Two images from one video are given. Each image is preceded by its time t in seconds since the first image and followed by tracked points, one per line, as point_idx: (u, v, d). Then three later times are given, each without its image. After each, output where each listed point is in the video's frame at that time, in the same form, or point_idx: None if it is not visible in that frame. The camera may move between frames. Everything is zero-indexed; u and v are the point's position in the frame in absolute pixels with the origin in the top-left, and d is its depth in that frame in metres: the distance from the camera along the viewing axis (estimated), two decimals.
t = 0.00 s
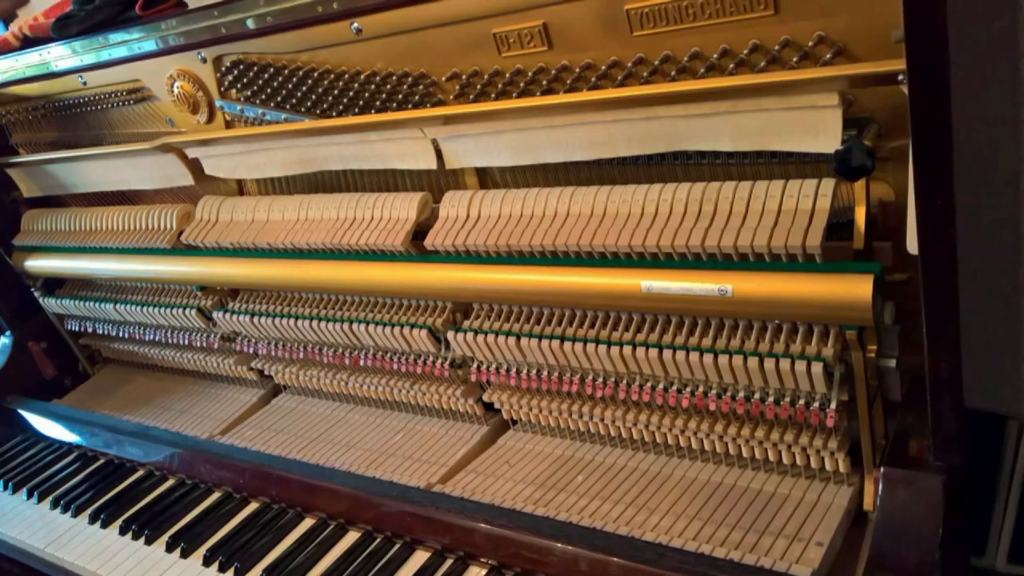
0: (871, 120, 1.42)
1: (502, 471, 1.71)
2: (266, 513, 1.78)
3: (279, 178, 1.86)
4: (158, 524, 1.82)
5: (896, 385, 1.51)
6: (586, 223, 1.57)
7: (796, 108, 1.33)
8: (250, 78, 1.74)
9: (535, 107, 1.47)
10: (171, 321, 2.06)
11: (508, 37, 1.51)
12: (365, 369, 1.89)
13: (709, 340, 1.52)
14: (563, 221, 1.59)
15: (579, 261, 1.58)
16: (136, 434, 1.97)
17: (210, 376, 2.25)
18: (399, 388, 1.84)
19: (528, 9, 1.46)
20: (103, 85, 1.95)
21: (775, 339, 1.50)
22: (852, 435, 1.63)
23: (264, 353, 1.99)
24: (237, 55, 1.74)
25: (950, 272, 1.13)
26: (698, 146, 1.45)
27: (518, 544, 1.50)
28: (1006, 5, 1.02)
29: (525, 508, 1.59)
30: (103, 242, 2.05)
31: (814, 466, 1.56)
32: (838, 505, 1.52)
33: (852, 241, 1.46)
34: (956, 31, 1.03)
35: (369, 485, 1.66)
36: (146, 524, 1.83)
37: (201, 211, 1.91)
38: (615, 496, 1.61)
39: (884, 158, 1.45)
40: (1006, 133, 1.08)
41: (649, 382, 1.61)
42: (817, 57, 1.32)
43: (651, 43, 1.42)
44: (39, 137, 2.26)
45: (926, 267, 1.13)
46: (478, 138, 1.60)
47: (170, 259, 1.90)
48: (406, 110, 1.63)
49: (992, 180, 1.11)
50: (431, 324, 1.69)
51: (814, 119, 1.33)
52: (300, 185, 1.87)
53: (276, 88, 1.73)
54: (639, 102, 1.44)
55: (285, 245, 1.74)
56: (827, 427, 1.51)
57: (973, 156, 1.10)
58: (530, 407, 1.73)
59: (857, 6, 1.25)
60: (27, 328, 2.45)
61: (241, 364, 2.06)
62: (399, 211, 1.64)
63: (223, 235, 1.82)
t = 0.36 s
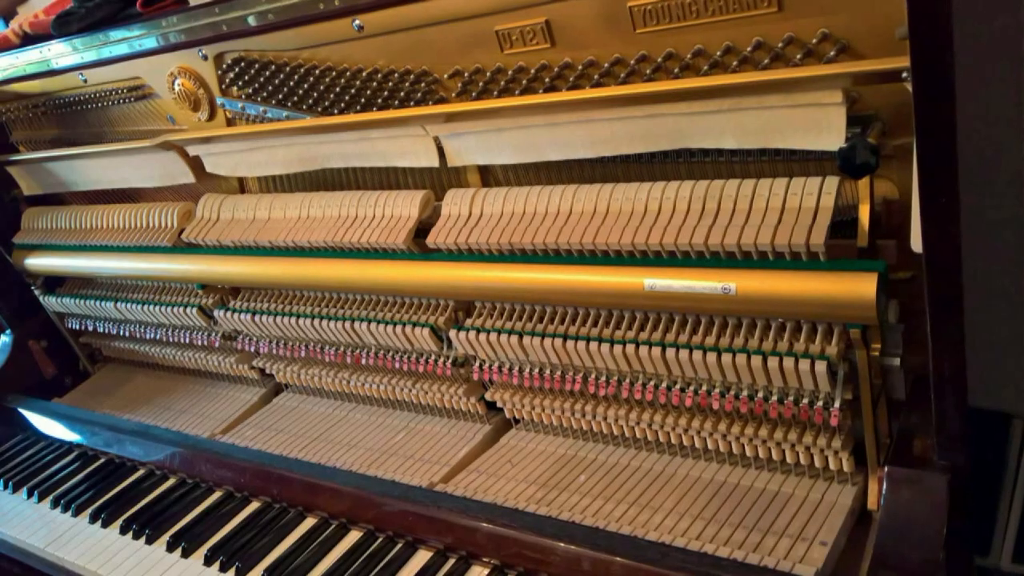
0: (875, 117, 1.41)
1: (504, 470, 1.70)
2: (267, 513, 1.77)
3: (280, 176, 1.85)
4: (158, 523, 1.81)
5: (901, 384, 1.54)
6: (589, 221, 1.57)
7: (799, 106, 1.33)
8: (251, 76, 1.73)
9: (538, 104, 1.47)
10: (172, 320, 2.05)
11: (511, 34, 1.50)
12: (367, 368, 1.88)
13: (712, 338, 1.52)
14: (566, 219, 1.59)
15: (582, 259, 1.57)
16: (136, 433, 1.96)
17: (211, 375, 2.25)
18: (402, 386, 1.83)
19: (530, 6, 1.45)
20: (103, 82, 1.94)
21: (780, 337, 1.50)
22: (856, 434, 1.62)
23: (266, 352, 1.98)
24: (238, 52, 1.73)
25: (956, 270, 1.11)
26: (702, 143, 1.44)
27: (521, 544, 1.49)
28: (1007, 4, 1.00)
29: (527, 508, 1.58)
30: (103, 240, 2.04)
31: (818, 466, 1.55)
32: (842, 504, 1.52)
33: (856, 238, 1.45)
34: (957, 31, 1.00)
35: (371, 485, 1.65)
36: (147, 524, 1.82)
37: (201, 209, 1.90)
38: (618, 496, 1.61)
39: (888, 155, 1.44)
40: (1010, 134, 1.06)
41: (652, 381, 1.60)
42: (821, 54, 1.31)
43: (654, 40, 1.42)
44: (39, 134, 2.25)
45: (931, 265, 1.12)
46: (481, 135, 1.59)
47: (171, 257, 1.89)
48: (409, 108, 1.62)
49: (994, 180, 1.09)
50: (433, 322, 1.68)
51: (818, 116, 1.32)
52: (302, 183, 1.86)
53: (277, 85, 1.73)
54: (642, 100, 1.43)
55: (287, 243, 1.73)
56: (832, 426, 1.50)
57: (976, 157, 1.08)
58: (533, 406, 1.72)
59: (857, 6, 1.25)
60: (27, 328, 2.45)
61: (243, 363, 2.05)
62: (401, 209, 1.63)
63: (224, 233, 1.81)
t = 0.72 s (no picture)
0: (882, 113, 1.40)
1: (508, 468, 1.68)
2: (270, 512, 1.76)
3: (283, 172, 1.83)
4: (159, 522, 1.80)
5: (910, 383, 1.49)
6: (594, 218, 1.56)
7: (805, 102, 1.31)
8: (254, 71, 1.72)
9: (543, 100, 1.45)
10: (174, 317, 2.04)
11: (515, 29, 1.49)
12: (370, 365, 1.87)
13: (717, 336, 1.50)
14: (571, 216, 1.57)
15: (587, 256, 1.56)
16: (138, 432, 1.95)
17: (213, 373, 2.23)
18: (405, 384, 1.81)
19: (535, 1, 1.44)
20: (105, 77, 1.93)
21: (786, 335, 1.49)
22: (863, 432, 1.60)
23: (268, 349, 1.96)
24: (241, 48, 1.71)
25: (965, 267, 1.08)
26: (708, 139, 1.43)
27: (526, 543, 1.48)
28: None
29: (532, 507, 1.57)
30: (104, 237, 2.03)
31: (825, 464, 1.54)
32: (849, 503, 1.50)
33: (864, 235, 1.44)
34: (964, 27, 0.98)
35: (374, 483, 1.64)
36: (148, 523, 1.81)
37: (204, 205, 1.89)
38: (623, 494, 1.59)
39: (896, 151, 1.43)
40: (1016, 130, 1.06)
41: (657, 378, 1.59)
42: (828, 49, 1.30)
43: (660, 35, 1.40)
44: (40, 130, 2.24)
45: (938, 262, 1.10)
46: (486, 131, 1.58)
47: (172, 254, 1.87)
48: (413, 104, 1.61)
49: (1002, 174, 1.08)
50: (437, 319, 1.67)
51: (824, 113, 1.31)
52: (305, 180, 1.85)
53: (280, 81, 1.71)
54: (647, 96, 1.42)
55: (289, 240, 1.71)
56: (839, 424, 1.49)
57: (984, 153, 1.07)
58: (537, 404, 1.71)
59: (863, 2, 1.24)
60: (27, 325, 2.43)
61: (245, 361, 2.04)
62: (405, 205, 1.62)
63: (226, 230, 1.80)
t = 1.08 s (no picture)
0: (891, 107, 1.38)
1: (514, 467, 1.66)
2: (273, 510, 1.74)
3: (286, 167, 1.81)
4: (161, 521, 1.78)
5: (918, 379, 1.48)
6: (600, 213, 1.54)
7: (814, 96, 1.29)
8: (257, 65, 1.70)
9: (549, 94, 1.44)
10: (176, 314, 2.02)
11: (521, 22, 1.47)
12: (374, 362, 1.85)
13: (726, 332, 1.49)
14: (577, 211, 1.56)
15: (593, 251, 1.55)
16: (140, 429, 1.94)
17: (215, 370, 2.21)
18: (409, 381, 1.79)
19: None
20: (106, 71, 1.91)
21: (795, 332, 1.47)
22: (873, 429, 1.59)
23: (271, 346, 1.94)
24: (244, 41, 1.69)
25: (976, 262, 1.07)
26: (716, 133, 1.41)
27: (532, 541, 1.47)
28: None
29: (538, 505, 1.55)
30: (105, 233, 2.01)
31: (835, 462, 1.52)
32: (858, 501, 1.49)
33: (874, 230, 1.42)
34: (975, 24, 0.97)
35: (379, 481, 1.62)
36: (150, 521, 1.79)
37: (206, 200, 1.86)
38: (630, 492, 1.58)
39: (906, 146, 1.41)
40: None
41: (665, 375, 1.57)
42: (837, 43, 1.28)
43: (667, 28, 1.39)
44: (40, 125, 2.22)
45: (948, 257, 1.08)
46: (491, 126, 1.56)
47: (175, 250, 1.86)
48: (417, 97, 1.59)
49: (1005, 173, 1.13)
50: (442, 315, 1.65)
51: (833, 107, 1.29)
52: (308, 175, 1.83)
53: (283, 75, 1.70)
54: (654, 90, 1.40)
55: (293, 236, 1.69)
56: (848, 421, 1.47)
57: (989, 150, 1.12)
58: (544, 401, 1.69)
59: None
60: (27, 322, 2.40)
61: (248, 358, 2.02)
62: (410, 200, 1.60)
63: (229, 226, 1.78)
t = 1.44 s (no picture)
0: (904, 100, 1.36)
1: (522, 464, 1.64)
2: (278, 508, 1.72)
3: (290, 160, 1.79)
4: (164, 519, 1.76)
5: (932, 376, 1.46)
6: (609, 207, 1.52)
7: (825, 88, 1.27)
8: (261, 57, 1.68)
9: (556, 86, 1.41)
10: (179, 309, 2.00)
11: (528, 14, 1.45)
12: (380, 358, 1.82)
13: (736, 328, 1.47)
14: (586, 204, 1.54)
15: (602, 246, 1.53)
16: (142, 426, 1.91)
17: (218, 366, 2.19)
18: (416, 377, 1.77)
19: None
20: (108, 63, 1.89)
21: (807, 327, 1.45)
22: (886, 426, 1.56)
23: (276, 342, 1.92)
24: (248, 33, 1.67)
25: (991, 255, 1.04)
26: (727, 126, 1.39)
27: (540, 540, 1.45)
28: None
29: (546, 503, 1.53)
30: (107, 227, 1.99)
31: (847, 459, 1.50)
32: (871, 499, 1.46)
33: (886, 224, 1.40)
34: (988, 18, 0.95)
35: (385, 478, 1.60)
36: (152, 519, 1.77)
37: (210, 193, 1.84)
38: (640, 490, 1.55)
39: (919, 139, 1.38)
40: None
41: (674, 371, 1.55)
42: (849, 34, 1.26)
43: (676, 20, 1.37)
44: (42, 117, 2.19)
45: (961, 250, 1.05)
46: (498, 118, 1.54)
47: (177, 244, 1.83)
48: (423, 90, 1.57)
49: None
50: (449, 311, 1.62)
51: (843, 100, 1.27)
52: (313, 169, 1.81)
53: (287, 67, 1.67)
54: (663, 82, 1.38)
55: (297, 230, 1.67)
56: (860, 418, 1.45)
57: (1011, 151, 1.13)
58: (552, 398, 1.66)
59: None
60: (29, 317, 2.39)
61: (252, 353, 2.00)
62: (416, 193, 1.58)
63: (233, 220, 1.75)
